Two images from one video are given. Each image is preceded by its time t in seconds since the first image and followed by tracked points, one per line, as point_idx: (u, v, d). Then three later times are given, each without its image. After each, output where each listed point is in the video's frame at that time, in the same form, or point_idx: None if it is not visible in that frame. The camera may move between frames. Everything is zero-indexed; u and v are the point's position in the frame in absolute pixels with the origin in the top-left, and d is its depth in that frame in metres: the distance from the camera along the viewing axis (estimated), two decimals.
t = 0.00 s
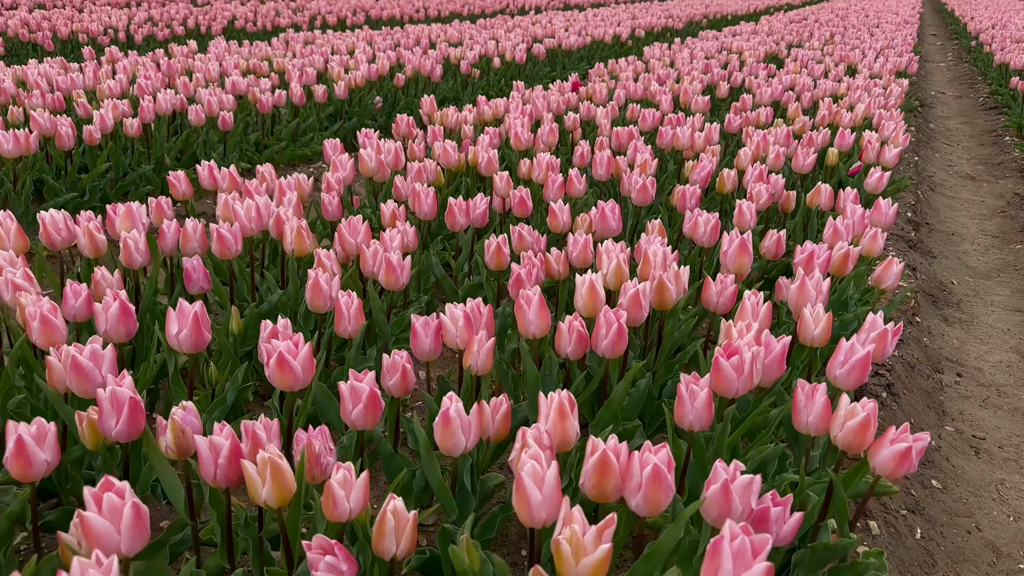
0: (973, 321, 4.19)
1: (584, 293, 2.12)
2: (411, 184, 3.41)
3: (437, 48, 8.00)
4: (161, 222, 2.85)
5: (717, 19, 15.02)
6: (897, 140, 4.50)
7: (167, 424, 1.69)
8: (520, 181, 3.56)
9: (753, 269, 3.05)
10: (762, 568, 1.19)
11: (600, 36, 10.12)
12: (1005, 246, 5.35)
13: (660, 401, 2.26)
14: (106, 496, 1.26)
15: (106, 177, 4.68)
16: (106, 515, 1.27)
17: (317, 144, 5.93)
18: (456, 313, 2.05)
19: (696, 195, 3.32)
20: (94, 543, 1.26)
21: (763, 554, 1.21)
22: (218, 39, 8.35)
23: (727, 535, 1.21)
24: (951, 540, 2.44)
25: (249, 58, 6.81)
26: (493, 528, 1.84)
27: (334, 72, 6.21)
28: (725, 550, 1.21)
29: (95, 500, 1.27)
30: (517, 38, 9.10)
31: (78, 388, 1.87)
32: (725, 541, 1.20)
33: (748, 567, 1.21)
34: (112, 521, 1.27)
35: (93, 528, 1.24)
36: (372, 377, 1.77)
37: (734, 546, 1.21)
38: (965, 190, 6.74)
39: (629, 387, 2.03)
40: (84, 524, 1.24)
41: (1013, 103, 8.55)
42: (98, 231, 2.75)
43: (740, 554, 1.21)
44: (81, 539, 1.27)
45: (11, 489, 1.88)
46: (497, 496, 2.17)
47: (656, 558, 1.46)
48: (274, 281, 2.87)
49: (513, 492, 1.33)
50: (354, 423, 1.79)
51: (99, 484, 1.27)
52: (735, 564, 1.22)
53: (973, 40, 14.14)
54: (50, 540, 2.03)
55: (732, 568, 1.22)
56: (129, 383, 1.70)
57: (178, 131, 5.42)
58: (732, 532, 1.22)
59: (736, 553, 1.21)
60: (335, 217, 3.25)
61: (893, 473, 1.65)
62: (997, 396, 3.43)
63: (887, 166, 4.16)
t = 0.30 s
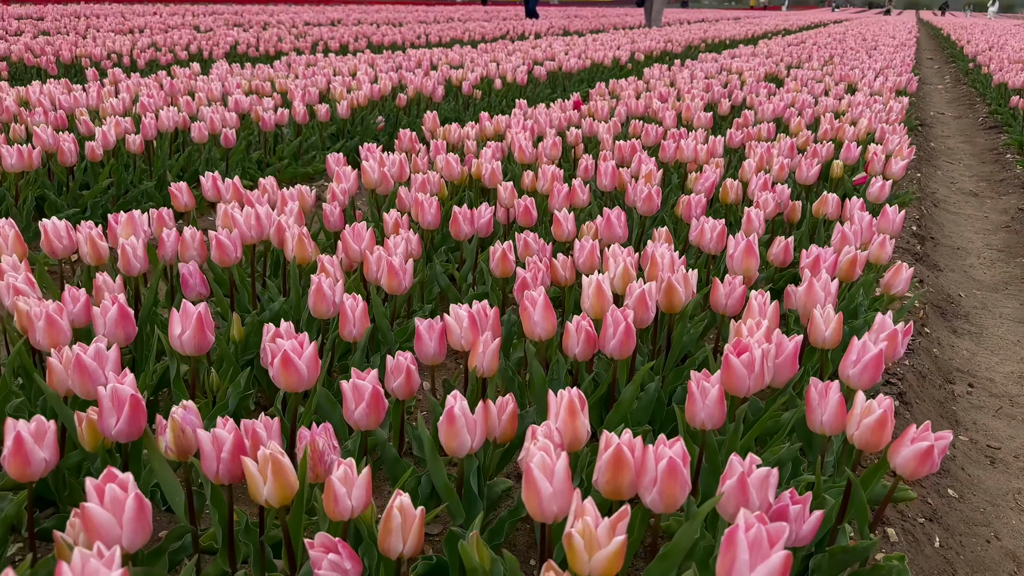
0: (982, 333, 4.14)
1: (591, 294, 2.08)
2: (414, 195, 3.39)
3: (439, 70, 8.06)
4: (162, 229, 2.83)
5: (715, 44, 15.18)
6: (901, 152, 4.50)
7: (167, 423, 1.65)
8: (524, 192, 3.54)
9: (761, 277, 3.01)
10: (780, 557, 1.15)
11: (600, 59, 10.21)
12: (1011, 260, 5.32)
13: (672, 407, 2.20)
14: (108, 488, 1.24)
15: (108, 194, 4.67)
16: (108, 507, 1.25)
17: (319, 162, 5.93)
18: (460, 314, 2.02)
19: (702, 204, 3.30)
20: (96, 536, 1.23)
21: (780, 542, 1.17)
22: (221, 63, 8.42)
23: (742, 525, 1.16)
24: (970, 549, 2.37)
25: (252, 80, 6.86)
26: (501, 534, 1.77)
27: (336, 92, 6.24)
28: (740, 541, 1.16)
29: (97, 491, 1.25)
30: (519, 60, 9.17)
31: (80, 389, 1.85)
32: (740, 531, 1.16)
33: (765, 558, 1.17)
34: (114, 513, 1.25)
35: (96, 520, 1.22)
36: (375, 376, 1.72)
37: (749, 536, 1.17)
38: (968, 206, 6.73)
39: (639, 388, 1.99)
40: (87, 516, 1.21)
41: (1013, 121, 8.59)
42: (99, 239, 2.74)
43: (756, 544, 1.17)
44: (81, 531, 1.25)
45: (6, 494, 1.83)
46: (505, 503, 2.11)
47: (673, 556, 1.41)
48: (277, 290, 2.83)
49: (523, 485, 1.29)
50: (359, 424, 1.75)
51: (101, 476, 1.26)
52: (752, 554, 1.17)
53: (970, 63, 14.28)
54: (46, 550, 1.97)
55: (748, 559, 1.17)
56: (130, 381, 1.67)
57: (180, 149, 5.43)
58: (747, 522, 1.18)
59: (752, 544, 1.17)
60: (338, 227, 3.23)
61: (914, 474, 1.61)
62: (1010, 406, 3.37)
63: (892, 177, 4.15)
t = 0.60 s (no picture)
0: (991, 345, 4.13)
1: (606, 294, 2.08)
2: (423, 206, 3.40)
3: (442, 93, 8.14)
4: (172, 237, 2.84)
5: (714, 70, 15.35)
6: (905, 167, 4.53)
7: (181, 417, 1.63)
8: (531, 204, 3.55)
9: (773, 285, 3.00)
10: (799, 536, 1.14)
11: (601, 83, 10.32)
12: (1017, 275, 5.33)
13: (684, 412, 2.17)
14: (127, 472, 1.24)
15: (115, 210, 4.68)
16: (126, 492, 1.25)
17: (325, 181, 5.96)
18: (476, 313, 2.01)
19: (709, 214, 3.31)
20: (114, 521, 1.23)
21: (797, 522, 1.15)
22: (227, 86, 8.51)
23: (757, 506, 1.14)
24: (989, 555, 2.33)
25: (258, 101, 6.92)
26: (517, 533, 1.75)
27: (341, 112, 6.30)
28: (757, 521, 1.15)
29: (115, 477, 1.25)
30: (521, 84, 9.27)
31: (91, 388, 1.82)
32: (756, 511, 1.15)
33: (784, 538, 1.16)
34: (132, 498, 1.25)
35: (113, 504, 1.21)
36: (392, 371, 1.72)
37: (767, 516, 1.16)
38: (971, 224, 6.76)
39: (654, 386, 1.97)
40: (103, 500, 1.21)
41: (1014, 142, 8.66)
42: (110, 247, 2.74)
43: (774, 525, 1.16)
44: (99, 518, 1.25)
45: (18, 494, 1.80)
46: (519, 505, 2.08)
47: (698, 545, 1.39)
48: (287, 299, 2.83)
49: (554, 468, 1.30)
50: (375, 420, 1.73)
51: (118, 461, 1.25)
52: (770, 534, 1.16)
53: (968, 87, 14.44)
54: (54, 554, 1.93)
55: (767, 540, 1.16)
56: (145, 376, 1.66)
57: (187, 168, 5.45)
58: (765, 503, 1.16)
59: (770, 524, 1.16)
60: (348, 238, 3.23)
61: (933, 473, 1.58)
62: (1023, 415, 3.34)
63: (898, 190, 4.17)
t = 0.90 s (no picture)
0: (992, 361, 4.13)
1: (606, 300, 2.09)
2: (425, 222, 3.43)
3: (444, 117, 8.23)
4: (176, 251, 2.86)
5: (712, 97, 15.51)
6: (903, 185, 4.57)
7: (186, 419, 1.64)
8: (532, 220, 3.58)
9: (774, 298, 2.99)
10: (806, 526, 1.14)
11: (601, 108, 10.44)
12: (1017, 293, 5.35)
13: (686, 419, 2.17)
14: (131, 464, 1.25)
15: (119, 229, 4.71)
16: (130, 485, 1.25)
17: (327, 202, 6.00)
18: (476, 319, 2.03)
19: (709, 229, 3.33)
20: (117, 512, 1.23)
21: (806, 510, 1.16)
22: (231, 112, 8.61)
23: (766, 495, 1.15)
24: (995, 565, 2.31)
25: (262, 125, 7.00)
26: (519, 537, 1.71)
27: (344, 135, 6.36)
28: (766, 511, 1.16)
29: (119, 469, 1.26)
30: (522, 109, 9.37)
31: (95, 393, 1.83)
32: (766, 501, 1.15)
33: (792, 528, 1.17)
34: (136, 491, 1.26)
35: (118, 496, 1.22)
36: (395, 374, 1.73)
37: (775, 506, 1.17)
38: (971, 245, 6.80)
39: (656, 393, 1.98)
40: (108, 492, 1.21)
41: (1011, 165, 8.74)
42: (115, 261, 2.75)
43: (781, 514, 1.17)
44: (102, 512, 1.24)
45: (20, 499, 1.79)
46: (521, 513, 2.07)
47: (700, 542, 1.39)
48: (289, 311, 2.84)
49: (549, 464, 1.30)
50: (377, 422, 1.74)
51: (123, 455, 1.27)
52: (778, 524, 1.17)
53: (965, 113, 14.60)
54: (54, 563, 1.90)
55: (775, 529, 1.17)
56: (149, 378, 1.67)
57: (190, 188, 5.50)
58: (771, 492, 1.17)
59: (779, 513, 1.17)
60: (350, 253, 3.25)
61: (939, 468, 1.59)
62: None
63: (895, 208, 4.21)
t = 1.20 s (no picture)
0: (991, 381, 4.13)
1: (600, 314, 2.11)
2: (422, 240, 3.45)
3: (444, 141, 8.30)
4: (173, 266, 2.86)
5: (710, 123, 15.67)
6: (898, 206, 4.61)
7: (178, 429, 1.64)
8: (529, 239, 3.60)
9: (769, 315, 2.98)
10: (804, 534, 1.13)
11: (599, 133, 10.54)
12: (1015, 314, 5.35)
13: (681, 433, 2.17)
14: (119, 470, 1.25)
15: (119, 249, 4.73)
16: (117, 491, 1.25)
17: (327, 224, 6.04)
18: (469, 332, 2.04)
19: (705, 248, 3.35)
20: (105, 518, 1.23)
21: (803, 520, 1.15)
22: (233, 136, 8.69)
23: (764, 504, 1.14)
24: None
25: (263, 149, 7.06)
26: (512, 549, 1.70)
27: (344, 158, 6.42)
28: (763, 519, 1.15)
29: (108, 474, 1.26)
30: (521, 134, 9.46)
31: (89, 404, 1.84)
32: (763, 509, 1.14)
33: (789, 536, 1.16)
34: (124, 497, 1.25)
35: (106, 501, 1.21)
36: (387, 385, 1.73)
37: (772, 514, 1.16)
38: (968, 267, 6.82)
39: (649, 405, 1.98)
40: (96, 498, 1.21)
41: (1007, 188, 8.80)
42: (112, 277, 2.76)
43: (779, 522, 1.16)
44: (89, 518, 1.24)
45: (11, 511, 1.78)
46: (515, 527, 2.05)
47: (692, 549, 1.39)
48: (286, 326, 2.85)
49: (540, 470, 1.31)
50: (370, 434, 1.74)
51: (112, 459, 1.27)
52: (775, 532, 1.16)
53: (962, 138, 14.72)
54: None
55: (772, 536, 1.16)
56: (143, 388, 1.68)
57: (191, 210, 5.53)
58: (770, 501, 1.16)
59: (775, 522, 1.16)
60: (348, 271, 3.27)
61: (929, 474, 1.60)
62: None
63: (891, 228, 4.24)
